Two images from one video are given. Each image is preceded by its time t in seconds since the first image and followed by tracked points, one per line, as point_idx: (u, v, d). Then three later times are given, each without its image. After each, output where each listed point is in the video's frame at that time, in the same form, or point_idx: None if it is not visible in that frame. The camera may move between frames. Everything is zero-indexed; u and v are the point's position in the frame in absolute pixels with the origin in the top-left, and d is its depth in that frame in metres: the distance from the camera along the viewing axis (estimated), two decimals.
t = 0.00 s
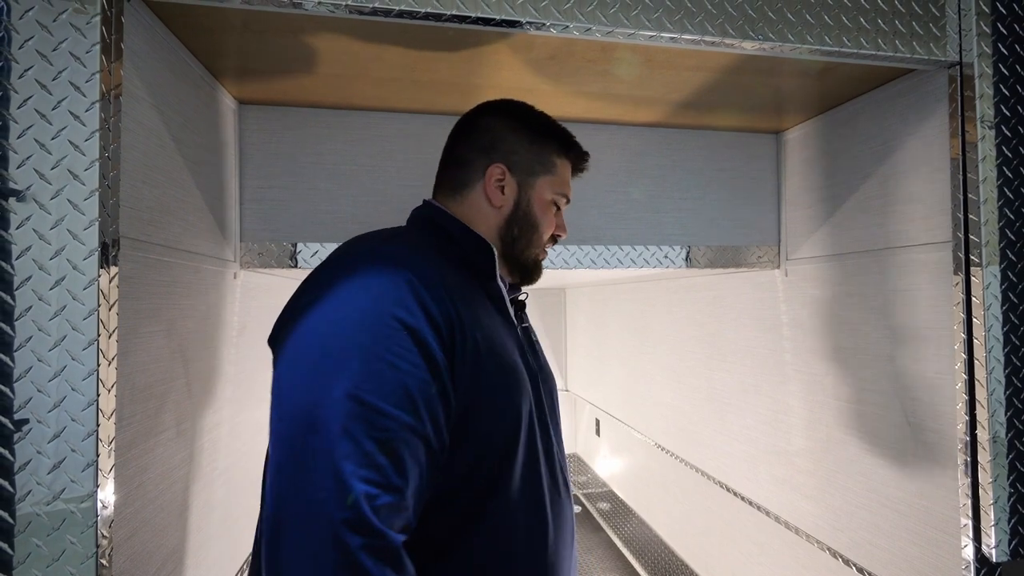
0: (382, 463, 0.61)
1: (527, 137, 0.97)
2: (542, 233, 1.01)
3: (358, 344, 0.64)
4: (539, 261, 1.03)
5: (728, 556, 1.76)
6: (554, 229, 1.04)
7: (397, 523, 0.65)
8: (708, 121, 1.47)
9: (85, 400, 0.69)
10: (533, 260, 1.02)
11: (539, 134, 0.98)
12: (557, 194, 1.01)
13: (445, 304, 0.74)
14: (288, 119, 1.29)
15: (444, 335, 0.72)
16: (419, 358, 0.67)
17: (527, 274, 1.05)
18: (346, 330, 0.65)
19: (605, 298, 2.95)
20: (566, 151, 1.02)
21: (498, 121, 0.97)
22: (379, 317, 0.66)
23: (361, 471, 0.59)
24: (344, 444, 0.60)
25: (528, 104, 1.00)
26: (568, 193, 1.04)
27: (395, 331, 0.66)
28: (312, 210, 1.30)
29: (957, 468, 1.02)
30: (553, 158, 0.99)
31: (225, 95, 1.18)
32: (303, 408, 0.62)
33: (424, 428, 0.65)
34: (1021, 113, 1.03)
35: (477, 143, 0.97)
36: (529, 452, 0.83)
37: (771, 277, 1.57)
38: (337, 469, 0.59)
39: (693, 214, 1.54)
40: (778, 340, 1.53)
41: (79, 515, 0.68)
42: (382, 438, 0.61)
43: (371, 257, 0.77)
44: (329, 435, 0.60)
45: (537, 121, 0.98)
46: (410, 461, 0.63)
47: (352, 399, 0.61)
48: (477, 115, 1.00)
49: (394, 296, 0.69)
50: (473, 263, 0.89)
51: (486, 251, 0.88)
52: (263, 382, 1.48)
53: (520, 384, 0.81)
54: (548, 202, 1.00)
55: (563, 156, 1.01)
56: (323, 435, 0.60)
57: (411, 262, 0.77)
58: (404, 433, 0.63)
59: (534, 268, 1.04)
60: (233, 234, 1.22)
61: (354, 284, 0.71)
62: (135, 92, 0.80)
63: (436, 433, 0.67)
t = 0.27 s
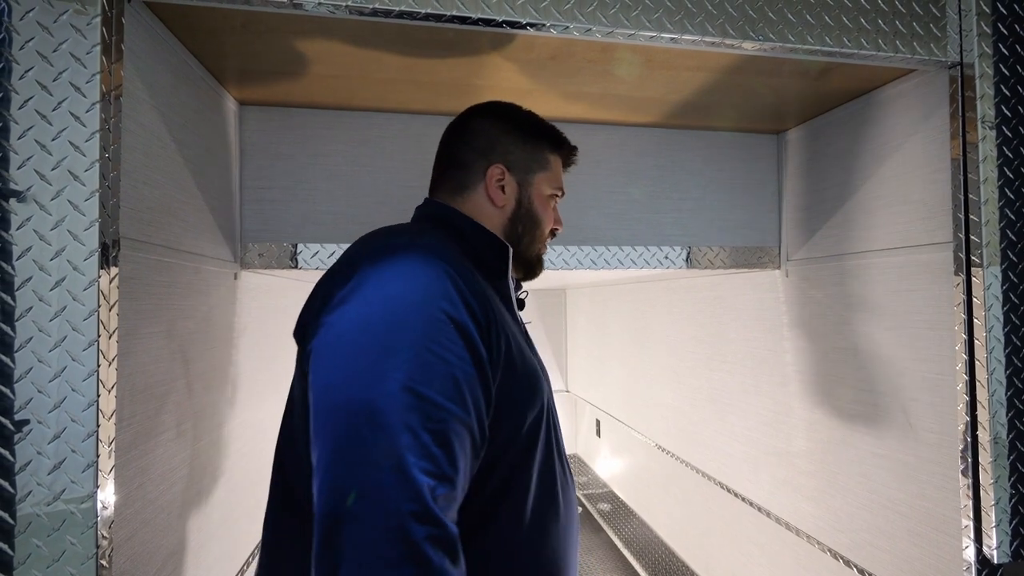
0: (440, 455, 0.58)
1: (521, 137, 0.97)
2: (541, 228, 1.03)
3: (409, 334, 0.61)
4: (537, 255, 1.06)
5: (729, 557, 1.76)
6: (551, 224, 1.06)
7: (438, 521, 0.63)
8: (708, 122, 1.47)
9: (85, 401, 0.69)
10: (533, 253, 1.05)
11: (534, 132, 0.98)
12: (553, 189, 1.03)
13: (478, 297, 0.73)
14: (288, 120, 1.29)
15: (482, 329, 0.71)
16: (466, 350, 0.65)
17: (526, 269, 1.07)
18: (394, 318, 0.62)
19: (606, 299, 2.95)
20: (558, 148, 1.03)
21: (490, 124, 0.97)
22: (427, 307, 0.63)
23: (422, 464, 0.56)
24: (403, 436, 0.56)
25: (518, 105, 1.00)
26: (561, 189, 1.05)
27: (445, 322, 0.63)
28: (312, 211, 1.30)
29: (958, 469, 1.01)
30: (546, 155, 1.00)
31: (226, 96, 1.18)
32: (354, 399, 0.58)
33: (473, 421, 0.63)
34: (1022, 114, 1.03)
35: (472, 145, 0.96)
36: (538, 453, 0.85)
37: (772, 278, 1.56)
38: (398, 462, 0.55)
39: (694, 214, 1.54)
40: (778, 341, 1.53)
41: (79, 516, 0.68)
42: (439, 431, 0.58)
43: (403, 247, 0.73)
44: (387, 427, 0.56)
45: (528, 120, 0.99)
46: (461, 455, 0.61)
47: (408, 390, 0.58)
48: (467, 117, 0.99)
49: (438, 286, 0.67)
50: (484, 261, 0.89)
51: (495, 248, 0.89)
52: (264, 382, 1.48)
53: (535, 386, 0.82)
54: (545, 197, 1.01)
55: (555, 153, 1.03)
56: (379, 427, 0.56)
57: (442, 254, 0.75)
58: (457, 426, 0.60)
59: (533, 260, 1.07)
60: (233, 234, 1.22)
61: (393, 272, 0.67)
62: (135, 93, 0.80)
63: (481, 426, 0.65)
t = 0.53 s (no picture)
0: (456, 458, 0.59)
1: (504, 132, 0.97)
2: (531, 221, 1.03)
3: (420, 339, 0.61)
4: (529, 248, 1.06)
5: (729, 557, 1.76)
6: (541, 216, 1.06)
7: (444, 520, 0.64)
8: (708, 124, 1.47)
9: (89, 401, 0.70)
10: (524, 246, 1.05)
11: (517, 126, 0.98)
12: (540, 181, 1.03)
13: (484, 300, 0.74)
14: (290, 122, 1.30)
15: (489, 330, 0.71)
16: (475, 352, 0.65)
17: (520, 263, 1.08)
18: (404, 324, 0.62)
19: (606, 300, 2.96)
20: (542, 140, 1.03)
21: (470, 122, 0.97)
22: (436, 311, 0.64)
23: (439, 468, 0.57)
24: (420, 441, 0.57)
25: (498, 100, 1.00)
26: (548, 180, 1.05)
27: (454, 325, 0.64)
28: (313, 213, 1.31)
29: (958, 470, 1.02)
30: (531, 148, 1.00)
31: (228, 99, 1.19)
32: (369, 407, 0.58)
33: (485, 422, 0.64)
34: (1022, 116, 1.03)
35: (456, 145, 0.96)
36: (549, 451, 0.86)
37: (772, 279, 1.57)
38: (416, 468, 0.56)
39: (694, 216, 1.54)
40: (779, 342, 1.53)
41: (83, 515, 0.69)
42: (454, 433, 0.59)
43: (406, 252, 0.73)
44: (403, 434, 0.56)
45: (510, 114, 0.98)
46: (477, 456, 0.62)
47: (422, 395, 0.58)
48: (448, 117, 0.99)
49: (445, 289, 0.67)
50: (478, 254, 0.91)
51: (487, 239, 0.90)
52: (266, 383, 1.48)
53: (542, 385, 0.83)
54: (533, 190, 1.01)
55: (538, 145, 1.03)
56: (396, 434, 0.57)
57: (447, 258, 0.75)
58: (471, 427, 0.61)
59: (525, 254, 1.07)
60: (235, 236, 1.23)
61: (399, 278, 0.67)
62: (139, 96, 0.81)
63: (492, 427, 0.66)
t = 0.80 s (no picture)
0: (464, 463, 0.59)
1: (490, 128, 0.96)
2: (524, 216, 1.02)
3: (426, 345, 0.61)
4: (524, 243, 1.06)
5: (730, 558, 1.76)
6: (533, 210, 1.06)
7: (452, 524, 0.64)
8: (708, 125, 1.48)
9: (92, 401, 0.70)
10: (519, 241, 1.05)
11: (503, 121, 0.97)
12: (530, 175, 1.02)
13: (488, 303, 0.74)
14: (292, 123, 1.31)
15: (493, 333, 0.71)
16: (480, 355, 0.65)
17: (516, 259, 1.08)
18: (409, 329, 0.62)
19: (607, 301, 2.96)
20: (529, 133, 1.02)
21: (455, 120, 0.96)
22: (441, 316, 0.64)
23: (448, 473, 0.57)
24: (429, 447, 0.57)
25: (483, 97, 0.99)
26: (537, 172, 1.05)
27: (459, 330, 0.64)
28: (315, 214, 1.32)
29: (958, 470, 1.02)
30: (518, 142, 0.99)
31: (230, 100, 1.19)
32: (376, 413, 0.58)
33: (492, 426, 0.64)
34: (1021, 117, 1.03)
35: (443, 145, 0.95)
36: (553, 453, 0.86)
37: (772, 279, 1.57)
38: (425, 474, 0.56)
39: (694, 216, 1.54)
40: (779, 342, 1.53)
41: (85, 515, 0.69)
42: (461, 438, 0.59)
43: (409, 256, 0.74)
44: (412, 440, 0.57)
45: (495, 110, 0.98)
46: (484, 460, 0.62)
47: (429, 401, 0.58)
48: (433, 118, 0.98)
49: (449, 293, 0.67)
50: (474, 250, 0.91)
51: (483, 235, 0.90)
52: (267, 383, 1.49)
53: (546, 387, 0.83)
54: (523, 184, 1.01)
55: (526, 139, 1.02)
56: (404, 440, 0.57)
57: (450, 262, 0.75)
58: (478, 431, 0.61)
59: (520, 249, 1.07)
60: (237, 237, 1.23)
61: (403, 283, 0.68)
62: (142, 98, 0.81)
63: (499, 430, 0.66)
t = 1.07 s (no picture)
0: (469, 464, 0.60)
1: (475, 125, 0.96)
2: (518, 209, 1.03)
3: (429, 347, 0.62)
4: (520, 236, 1.07)
5: (730, 558, 1.76)
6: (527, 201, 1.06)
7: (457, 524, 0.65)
8: (707, 127, 1.48)
9: (96, 401, 0.71)
10: (516, 235, 1.05)
11: (488, 116, 0.98)
12: (520, 167, 1.02)
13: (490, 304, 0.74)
14: (293, 125, 1.31)
15: (495, 334, 0.72)
16: (483, 357, 0.66)
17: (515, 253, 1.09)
18: (412, 331, 0.63)
19: (607, 302, 2.97)
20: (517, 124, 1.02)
21: (440, 119, 0.96)
22: (443, 318, 0.64)
23: (452, 474, 0.58)
24: (434, 449, 0.58)
25: (467, 93, 0.99)
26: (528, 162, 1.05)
27: (461, 332, 0.64)
28: (316, 215, 1.32)
29: (957, 470, 1.02)
30: (505, 134, 0.99)
31: (232, 103, 1.20)
32: (381, 416, 0.58)
33: (495, 427, 0.65)
34: (1020, 119, 1.03)
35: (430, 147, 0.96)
36: (555, 452, 0.87)
37: (772, 280, 1.57)
38: (430, 475, 0.57)
39: (694, 218, 1.55)
40: (779, 343, 1.54)
41: (89, 514, 0.70)
42: (466, 439, 0.60)
43: (411, 258, 0.74)
44: (416, 442, 0.57)
45: (479, 106, 0.98)
46: (488, 461, 0.63)
47: (434, 403, 0.59)
48: (418, 119, 0.99)
49: (452, 295, 0.68)
50: (471, 248, 0.91)
51: (479, 231, 0.91)
52: (269, 384, 1.50)
53: (547, 387, 0.84)
54: (513, 177, 1.01)
55: (514, 130, 1.02)
56: (409, 441, 0.58)
57: (451, 264, 0.76)
58: (482, 432, 0.62)
59: (518, 243, 1.08)
60: (239, 238, 1.24)
61: (405, 285, 0.68)
62: (146, 100, 0.82)
63: (502, 430, 0.67)
